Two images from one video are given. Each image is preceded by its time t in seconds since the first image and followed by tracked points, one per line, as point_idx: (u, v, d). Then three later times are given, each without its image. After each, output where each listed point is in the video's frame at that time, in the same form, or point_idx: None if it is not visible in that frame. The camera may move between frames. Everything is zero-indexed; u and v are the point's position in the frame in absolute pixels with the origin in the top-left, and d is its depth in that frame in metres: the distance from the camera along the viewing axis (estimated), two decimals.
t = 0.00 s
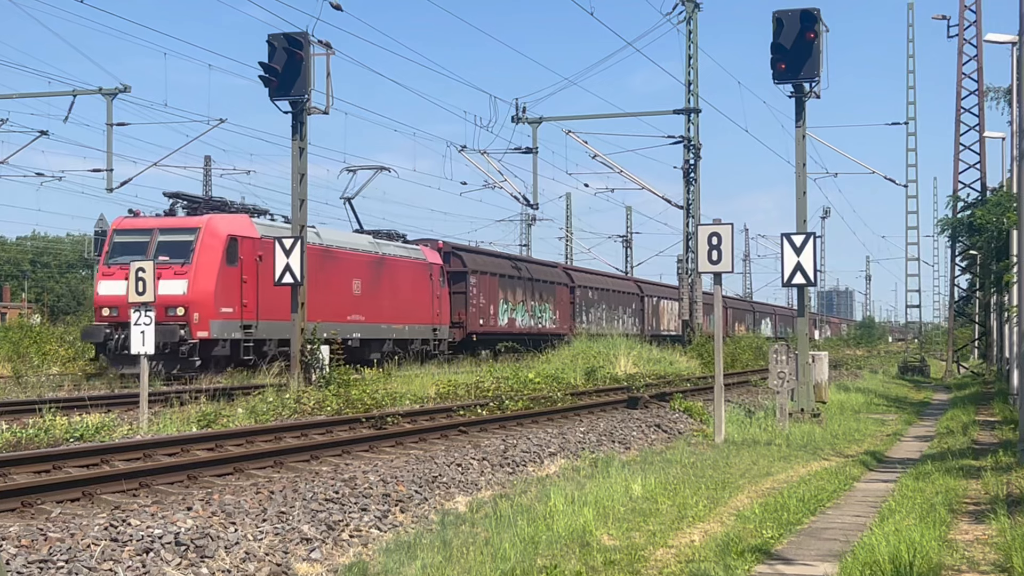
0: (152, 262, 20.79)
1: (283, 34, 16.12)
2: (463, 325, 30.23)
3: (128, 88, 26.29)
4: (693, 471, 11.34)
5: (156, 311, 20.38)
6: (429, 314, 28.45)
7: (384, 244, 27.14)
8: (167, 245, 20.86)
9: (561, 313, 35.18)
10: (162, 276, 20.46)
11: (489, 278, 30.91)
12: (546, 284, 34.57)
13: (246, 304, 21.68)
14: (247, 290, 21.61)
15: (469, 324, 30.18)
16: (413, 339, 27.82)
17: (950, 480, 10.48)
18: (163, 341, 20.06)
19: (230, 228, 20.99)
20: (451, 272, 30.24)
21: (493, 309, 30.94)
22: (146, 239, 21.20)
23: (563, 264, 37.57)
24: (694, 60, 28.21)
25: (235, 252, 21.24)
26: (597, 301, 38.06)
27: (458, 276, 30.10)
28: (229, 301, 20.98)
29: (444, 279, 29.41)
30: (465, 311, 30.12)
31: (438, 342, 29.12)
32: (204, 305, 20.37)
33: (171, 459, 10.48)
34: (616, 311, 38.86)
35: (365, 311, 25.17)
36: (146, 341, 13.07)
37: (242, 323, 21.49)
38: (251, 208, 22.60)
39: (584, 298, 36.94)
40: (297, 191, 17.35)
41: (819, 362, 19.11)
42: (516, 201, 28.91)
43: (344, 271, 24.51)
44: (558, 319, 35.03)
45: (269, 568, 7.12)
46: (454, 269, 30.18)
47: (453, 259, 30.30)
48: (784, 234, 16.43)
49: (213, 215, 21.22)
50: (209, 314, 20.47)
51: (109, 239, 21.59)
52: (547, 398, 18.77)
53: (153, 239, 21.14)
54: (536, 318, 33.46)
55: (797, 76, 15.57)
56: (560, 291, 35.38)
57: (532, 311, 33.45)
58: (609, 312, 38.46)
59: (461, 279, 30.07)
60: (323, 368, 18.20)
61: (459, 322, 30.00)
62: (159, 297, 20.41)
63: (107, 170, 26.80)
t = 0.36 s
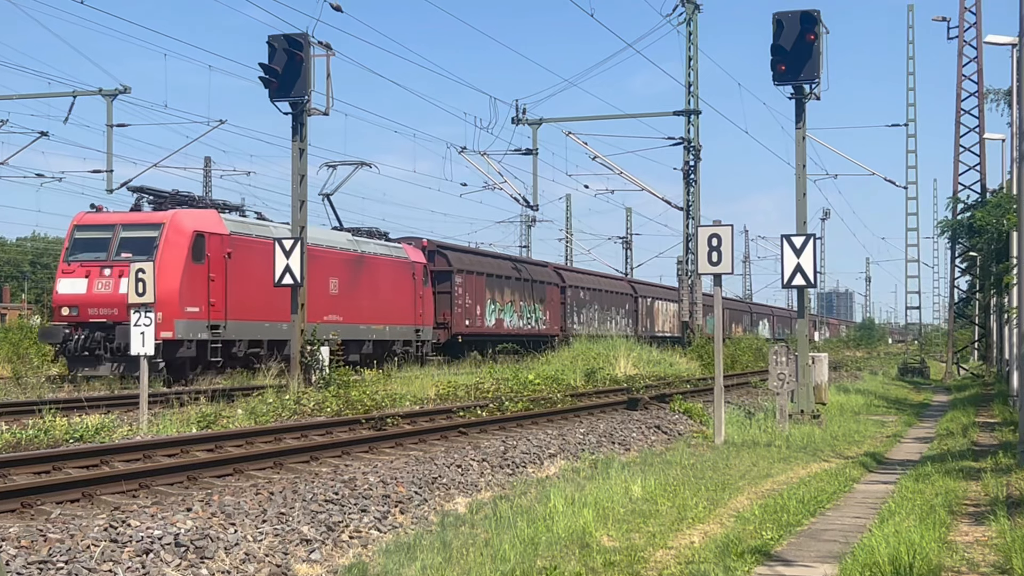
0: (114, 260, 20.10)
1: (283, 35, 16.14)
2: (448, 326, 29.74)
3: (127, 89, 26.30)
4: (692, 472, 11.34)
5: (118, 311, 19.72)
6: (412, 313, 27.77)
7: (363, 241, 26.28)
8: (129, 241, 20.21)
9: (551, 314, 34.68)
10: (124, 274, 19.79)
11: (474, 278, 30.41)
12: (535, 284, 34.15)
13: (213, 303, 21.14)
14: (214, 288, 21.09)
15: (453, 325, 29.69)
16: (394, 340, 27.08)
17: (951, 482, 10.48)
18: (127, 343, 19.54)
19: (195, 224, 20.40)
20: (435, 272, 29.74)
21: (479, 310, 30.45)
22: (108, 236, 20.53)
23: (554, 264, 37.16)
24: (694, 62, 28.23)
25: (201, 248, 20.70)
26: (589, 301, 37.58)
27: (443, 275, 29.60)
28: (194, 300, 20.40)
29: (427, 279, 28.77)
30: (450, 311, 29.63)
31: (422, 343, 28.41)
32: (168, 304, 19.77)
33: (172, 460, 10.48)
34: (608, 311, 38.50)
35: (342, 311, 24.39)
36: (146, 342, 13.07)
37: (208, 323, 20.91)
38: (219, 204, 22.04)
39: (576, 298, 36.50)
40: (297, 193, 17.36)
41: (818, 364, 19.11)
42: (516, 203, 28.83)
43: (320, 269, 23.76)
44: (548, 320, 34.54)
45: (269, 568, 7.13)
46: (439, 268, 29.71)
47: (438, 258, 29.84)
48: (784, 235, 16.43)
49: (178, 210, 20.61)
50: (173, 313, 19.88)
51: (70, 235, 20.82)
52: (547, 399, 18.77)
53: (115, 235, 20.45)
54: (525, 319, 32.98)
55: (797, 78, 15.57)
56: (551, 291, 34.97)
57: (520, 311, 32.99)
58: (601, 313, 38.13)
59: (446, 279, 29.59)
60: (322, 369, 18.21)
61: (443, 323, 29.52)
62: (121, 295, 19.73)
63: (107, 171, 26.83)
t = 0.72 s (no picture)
0: (72, 257, 19.77)
1: (283, 36, 16.13)
2: (432, 327, 28.87)
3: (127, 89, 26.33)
4: (692, 474, 11.34)
5: (76, 310, 19.39)
6: (394, 314, 27.05)
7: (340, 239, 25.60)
8: (89, 237, 19.84)
9: (540, 314, 34.00)
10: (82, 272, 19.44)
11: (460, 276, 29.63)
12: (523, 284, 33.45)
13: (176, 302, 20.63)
14: (180, 287, 20.57)
15: (437, 325, 28.85)
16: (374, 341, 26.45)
17: (951, 484, 10.48)
18: (83, 344, 19.28)
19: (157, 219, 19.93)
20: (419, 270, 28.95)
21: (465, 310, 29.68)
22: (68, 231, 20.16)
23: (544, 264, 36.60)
24: (694, 63, 28.23)
25: (165, 245, 20.19)
26: (581, 301, 36.99)
27: (427, 274, 28.82)
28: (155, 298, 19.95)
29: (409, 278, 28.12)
30: (434, 311, 28.83)
31: (403, 345, 27.70)
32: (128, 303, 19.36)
33: (171, 461, 10.48)
34: (600, 311, 38.07)
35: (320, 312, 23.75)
36: (146, 343, 13.08)
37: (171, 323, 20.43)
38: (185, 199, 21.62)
39: (568, 298, 36.02)
40: (296, 194, 17.35)
41: (818, 365, 19.12)
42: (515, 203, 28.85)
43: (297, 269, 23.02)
44: (537, 321, 33.82)
45: (269, 569, 7.14)
46: (422, 267, 28.91)
47: (421, 257, 29.08)
48: (785, 237, 16.44)
49: (140, 205, 20.13)
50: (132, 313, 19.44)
51: (28, 232, 20.50)
52: (547, 401, 18.77)
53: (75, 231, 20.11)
54: (513, 320, 32.30)
55: (798, 79, 15.58)
56: (540, 291, 34.26)
57: (508, 312, 32.29)
58: (593, 314, 37.64)
59: (430, 278, 28.77)
60: (322, 371, 18.23)
61: (428, 323, 28.68)
62: (79, 294, 19.41)
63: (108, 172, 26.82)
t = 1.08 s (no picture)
0: (26, 254, 18.68)
1: (283, 37, 16.13)
2: (416, 327, 28.33)
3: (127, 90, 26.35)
4: (693, 475, 11.33)
5: (30, 310, 18.30)
6: (375, 314, 26.56)
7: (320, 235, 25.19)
8: (44, 233, 18.78)
9: (530, 314, 33.57)
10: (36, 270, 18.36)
11: (445, 276, 29.15)
12: (511, 283, 32.98)
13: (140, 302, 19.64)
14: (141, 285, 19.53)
15: (421, 326, 28.31)
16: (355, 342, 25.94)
17: (951, 485, 10.47)
18: (37, 346, 18.25)
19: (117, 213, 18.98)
20: (402, 269, 28.50)
21: (450, 311, 29.14)
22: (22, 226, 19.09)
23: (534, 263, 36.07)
24: (694, 64, 28.25)
25: (124, 241, 19.18)
26: (574, 302, 36.49)
27: (410, 273, 28.38)
28: (115, 298, 18.92)
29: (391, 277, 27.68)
30: (418, 311, 28.36)
31: (384, 346, 27.11)
32: (85, 302, 18.32)
33: (170, 462, 10.48)
34: (593, 312, 37.59)
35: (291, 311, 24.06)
36: (147, 344, 13.08)
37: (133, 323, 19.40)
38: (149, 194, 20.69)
39: (559, 299, 35.50)
40: (297, 195, 17.36)
41: (818, 366, 19.14)
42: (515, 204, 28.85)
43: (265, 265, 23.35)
44: (527, 321, 33.38)
45: (269, 570, 7.14)
46: (405, 266, 28.50)
47: (404, 255, 28.66)
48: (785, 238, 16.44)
49: (98, 199, 19.16)
50: (90, 313, 18.38)
51: None
52: (547, 402, 18.76)
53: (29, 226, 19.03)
54: (501, 321, 31.88)
55: (798, 80, 15.60)
56: (529, 291, 33.81)
57: (496, 312, 31.83)
58: (586, 314, 37.14)
59: (413, 278, 28.32)
60: (322, 371, 18.29)
61: (410, 323, 28.16)
62: (33, 293, 18.34)
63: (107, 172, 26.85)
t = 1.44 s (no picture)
0: None
1: (284, 37, 16.13)
2: (397, 328, 27.78)
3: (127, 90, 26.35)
4: (693, 476, 11.33)
5: None
6: (352, 313, 26.14)
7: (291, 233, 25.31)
8: None
9: (519, 315, 33.18)
10: None
11: (428, 274, 28.65)
12: (499, 282, 32.52)
13: (96, 300, 19.33)
14: (96, 282, 19.26)
15: (402, 326, 27.75)
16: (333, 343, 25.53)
17: (952, 486, 10.45)
18: None
19: (70, 208, 18.72)
20: (384, 268, 28.01)
21: (434, 311, 28.65)
22: None
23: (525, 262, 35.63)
24: (694, 65, 28.26)
25: (79, 235, 18.92)
26: (566, 301, 36.09)
27: (392, 272, 27.88)
28: (68, 296, 18.63)
29: (370, 276, 27.30)
30: (399, 311, 27.84)
31: (364, 347, 26.63)
32: (36, 300, 17.99)
33: (170, 463, 10.47)
34: (585, 313, 37.26)
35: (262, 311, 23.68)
36: (148, 344, 13.07)
37: (88, 322, 19.10)
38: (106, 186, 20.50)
39: (550, 299, 35.07)
40: (297, 195, 17.36)
41: (819, 368, 19.13)
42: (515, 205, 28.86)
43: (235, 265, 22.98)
44: (516, 322, 32.95)
45: (270, 570, 7.15)
46: (387, 264, 28.02)
47: (386, 253, 28.20)
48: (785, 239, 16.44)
49: (52, 192, 18.88)
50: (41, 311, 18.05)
51: None
52: (547, 403, 18.74)
53: None
54: (488, 321, 31.45)
55: (798, 81, 15.60)
56: (518, 290, 33.41)
57: (483, 313, 31.37)
58: (578, 315, 36.76)
59: (395, 276, 27.78)
60: (322, 372, 18.26)
61: (392, 323, 27.59)
62: None
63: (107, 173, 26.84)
